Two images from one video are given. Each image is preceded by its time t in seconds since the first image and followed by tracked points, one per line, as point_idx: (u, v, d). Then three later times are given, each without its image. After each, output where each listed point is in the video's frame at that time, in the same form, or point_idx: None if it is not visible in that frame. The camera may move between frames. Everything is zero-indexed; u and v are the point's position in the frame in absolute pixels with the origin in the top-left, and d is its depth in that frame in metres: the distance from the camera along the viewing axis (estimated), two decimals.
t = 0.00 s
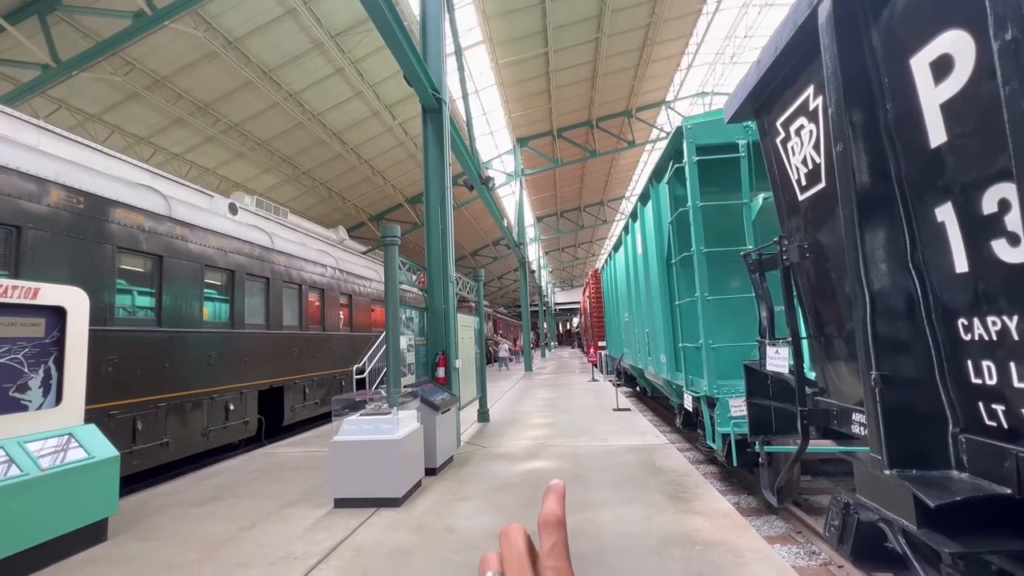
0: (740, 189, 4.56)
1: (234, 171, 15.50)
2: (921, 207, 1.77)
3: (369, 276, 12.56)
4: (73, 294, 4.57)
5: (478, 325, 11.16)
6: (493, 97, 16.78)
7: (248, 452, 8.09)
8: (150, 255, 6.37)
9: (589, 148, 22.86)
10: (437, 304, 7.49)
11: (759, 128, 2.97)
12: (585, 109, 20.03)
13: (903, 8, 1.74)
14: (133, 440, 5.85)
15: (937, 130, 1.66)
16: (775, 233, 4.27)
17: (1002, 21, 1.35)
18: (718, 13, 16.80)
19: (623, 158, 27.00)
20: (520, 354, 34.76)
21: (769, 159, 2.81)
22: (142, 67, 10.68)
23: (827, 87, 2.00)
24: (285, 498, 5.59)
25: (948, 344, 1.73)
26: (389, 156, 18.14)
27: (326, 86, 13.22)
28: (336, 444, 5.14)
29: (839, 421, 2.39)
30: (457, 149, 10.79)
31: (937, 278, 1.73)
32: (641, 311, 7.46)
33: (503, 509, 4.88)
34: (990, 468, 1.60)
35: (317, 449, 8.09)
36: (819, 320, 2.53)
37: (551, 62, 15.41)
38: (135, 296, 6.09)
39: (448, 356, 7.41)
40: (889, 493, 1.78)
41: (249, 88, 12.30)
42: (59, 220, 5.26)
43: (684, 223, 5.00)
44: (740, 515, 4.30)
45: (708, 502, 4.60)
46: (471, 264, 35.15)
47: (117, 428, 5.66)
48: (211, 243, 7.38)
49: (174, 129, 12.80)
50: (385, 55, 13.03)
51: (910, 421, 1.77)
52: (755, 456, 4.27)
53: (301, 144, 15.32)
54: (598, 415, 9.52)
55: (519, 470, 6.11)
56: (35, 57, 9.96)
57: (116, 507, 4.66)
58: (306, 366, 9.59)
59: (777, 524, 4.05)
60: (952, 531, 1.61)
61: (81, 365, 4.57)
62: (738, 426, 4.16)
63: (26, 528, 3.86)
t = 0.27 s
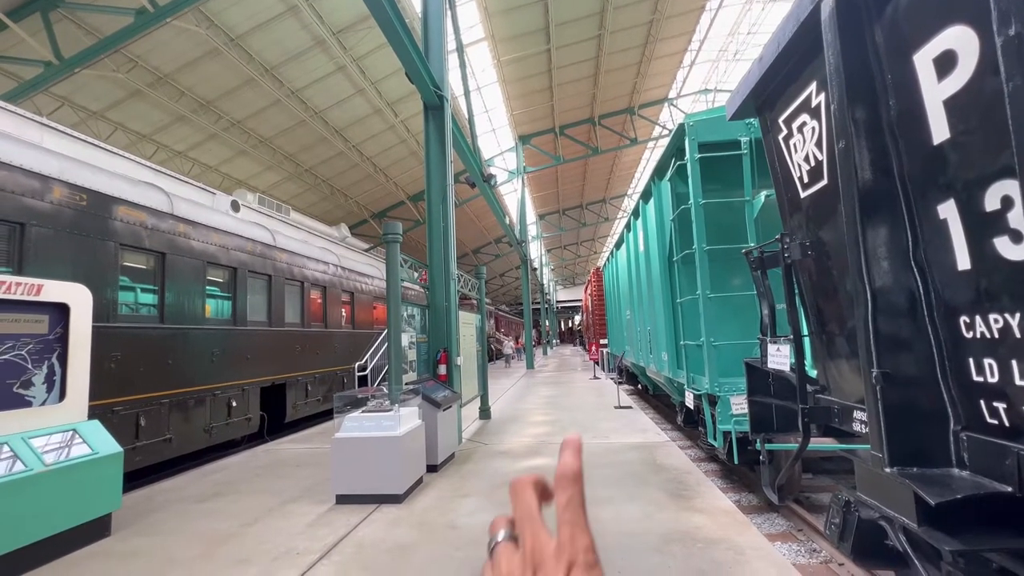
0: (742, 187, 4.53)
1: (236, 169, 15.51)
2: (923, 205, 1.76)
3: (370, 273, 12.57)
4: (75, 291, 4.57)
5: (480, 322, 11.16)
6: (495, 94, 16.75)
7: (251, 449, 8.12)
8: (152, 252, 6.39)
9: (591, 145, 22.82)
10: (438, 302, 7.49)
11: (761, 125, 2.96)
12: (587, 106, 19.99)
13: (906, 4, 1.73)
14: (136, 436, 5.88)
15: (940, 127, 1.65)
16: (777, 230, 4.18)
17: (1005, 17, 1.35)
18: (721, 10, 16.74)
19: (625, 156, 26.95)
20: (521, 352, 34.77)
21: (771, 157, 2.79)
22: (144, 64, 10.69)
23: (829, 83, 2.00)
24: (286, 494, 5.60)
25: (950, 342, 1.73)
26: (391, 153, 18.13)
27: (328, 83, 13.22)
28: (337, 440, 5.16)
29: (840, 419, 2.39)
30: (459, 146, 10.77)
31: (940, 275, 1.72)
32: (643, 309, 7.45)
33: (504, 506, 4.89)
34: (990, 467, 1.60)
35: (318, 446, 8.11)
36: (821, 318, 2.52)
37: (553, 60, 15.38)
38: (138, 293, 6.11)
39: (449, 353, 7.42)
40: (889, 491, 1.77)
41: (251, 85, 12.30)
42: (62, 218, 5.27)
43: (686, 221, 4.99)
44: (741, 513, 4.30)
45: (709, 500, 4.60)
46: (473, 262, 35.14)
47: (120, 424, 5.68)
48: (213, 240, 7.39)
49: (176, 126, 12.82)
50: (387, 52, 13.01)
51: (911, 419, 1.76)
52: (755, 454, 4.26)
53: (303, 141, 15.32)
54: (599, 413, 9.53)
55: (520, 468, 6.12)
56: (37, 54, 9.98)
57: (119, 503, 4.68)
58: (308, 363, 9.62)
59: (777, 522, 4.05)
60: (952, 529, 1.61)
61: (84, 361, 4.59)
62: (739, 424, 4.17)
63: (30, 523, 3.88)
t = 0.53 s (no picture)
0: (744, 184, 4.51)
1: (239, 167, 15.54)
2: (925, 202, 1.75)
3: (372, 271, 12.58)
4: (78, 288, 4.59)
5: (482, 320, 11.16)
6: (497, 91, 16.72)
7: (253, 445, 8.15)
8: (155, 249, 6.40)
9: (593, 143, 22.76)
10: (440, 300, 7.49)
11: (763, 122, 2.95)
12: (589, 104, 19.94)
13: None
14: (139, 432, 5.91)
15: (943, 124, 1.64)
16: (779, 228, 4.17)
17: (1009, 12, 1.34)
18: (725, 7, 16.66)
19: (628, 153, 26.89)
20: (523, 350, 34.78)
21: (773, 154, 2.78)
22: (147, 62, 10.70)
23: (832, 80, 1.99)
24: (288, 491, 5.62)
25: (951, 340, 1.72)
26: (393, 151, 18.12)
27: (330, 80, 13.21)
28: (339, 437, 5.17)
29: (841, 417, 2.39)
30: (461, 144, 10.76)
31: (941, 273, 1.71)
32: (644, 307, 7.45)
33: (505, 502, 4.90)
34: (991, 465, 1.60)
35: (320, 443, 8.13)
36: (822, 316, 2.52)
37: (555, 57, 15.34)
38: (141, 290, 6.14)
39: (451, 351, 7.43)
40: (889, 489, 1.77)
41: (253, 83, 12.30)
42: (66, 215, 5.29)
43: (687, 219, 4.97)
44: (742, 511, 4.30)
45: (709, 498, 4.60)
46: (475, 260, 35.15)
47: (123, 421, 5.71)
48: (216, 237, 7.41)
49: (179, 124, 12.84)
50: (389, 49, 13.00)
51: (912, 417, 1.76)
52: (756, 452, 4.26)
53: (305, 139, 15.33)
54: (601, 411, 9.53)
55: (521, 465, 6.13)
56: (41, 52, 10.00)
57: (122, 498, 4.70)
58: (311, 361, 9.64)
59: (779, 520, 4.04)
60: (952, 527, 1.61)
61: (87, 358, 4.61)
62: (740, 422, 4.17)
63: (34, 519, 3.90)
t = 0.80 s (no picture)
0: (746, 182, 4.50)
1: (241, 165, 15.56)
2: (926, 201, 1.74)
3: (374, 269, 12.60)
4: (81, 285, 4.60)
5: (483, 318, 11.17)
6: (499, 89, 16.70)
7: (255, 443, 8.18)
8: (157, 247, 6.42)
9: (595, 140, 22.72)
10: (441, 298, 7.49)
11: (765, 120, 2.94)
12: (592, 101, 19.89)
13: None
14: (142, 429, 5.93)
15: (945, 122, 1.63)
16: (781, 227, 4.17)
17: (1010, 9, 1.33)
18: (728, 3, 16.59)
19: (630, 151, 26.84)
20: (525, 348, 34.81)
21: (775, 152, 2.77)
22: (149, 60, 10.71)
23: (834, 78, 1.98)
24: (289, 488, 5.64)
25: (952, 339, 1.71)
26: (395, 149, 18.12)
27: (332, 78, 13.21)
28: (340, 434, 5.19)
29: (842, 416, 2.39)
30: (462, 142, 10.75)
31: (942, 272, 1.70)
32: (646, 305, 7.44)
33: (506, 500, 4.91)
34: (992, 465, 1.59)
35: (322, 440, 8.15)
36: (823, 315, 2.51)
37: (558, 54, 15.31)
38: (144, 288, 6.16)
39: (452, 349, 7.44)
40: (889, 488, 1.77)
41: (255, 81, 12.31)
42: (68, 213, 5.30)
43: (689, 217, 4.96)
44: (743, 510, 4.29)
45: (710, 496, 4.60)
46: (477, 257, 35.15)
47: (126, 418, 5.74)
48: (218, 235, 7.42)
49: (182, 122, 12.86)
50: (391, 47, 12.99)
51: (912, 416, 1.76)
52: (757, 451, 4.26)
53: (307, 137, 15.34)
54: (602, 409, 9.53)
55: (521, 463, 6.13)
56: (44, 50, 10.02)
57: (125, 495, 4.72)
58: (313, 358, 9.66)
59: (779, 519, 4.04)
60: (951, 526, 1.60)
61: (90, 356, 4.63)
62: (741, 420, 4.18)
63: (37, 516, 3.92)
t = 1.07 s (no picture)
0: (747, 180, 4.49)
1: (243, 163, 15.58)
2: (925, 200, 1.74)
3: (376, 267, 12.62)
4: (84, 284, 4.63)
5: (485, 316, 11.18)
6: (501, 87, 16.69)
7: (258, 441, 8.21)
8: (160, 245, 6.44)
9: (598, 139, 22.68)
10: (442, 296, 7.50)
11: (765, 119, 2.93)
12: (594, 99, 19.86)
13: None
14: (145, 427, 5.96)
15: (944, 121, 1.63)
16: (781, 225, 4.18)
17: (1008, 8, 1.33)
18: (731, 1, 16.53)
19: (632, 149, 26.79)
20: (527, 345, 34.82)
21: (775, 150, 2.77)
22: (152, 59, 10.74)
23: (833, 77, 1.97)
24: (291, 485, 5.67)
25: (949, 338, 1.71)
26: (397, 147, 18.13)
27: (334, 77, 13.21)
28: (341, 432, 5.21)
29: (841, 415, 2.39)
30: (464, 140, 10.75)
31: (940, 271, 1.70)
32: (647, 303, 7.44)
33: (506, 498, 4.92)
34: (989, 464, 1.59)
35: (324, 438, 8.18)
36: (823, 314, 2.51)
37: (559, 52, 15.28)
38: (147, 286, 6.19)
39: (453, 347, 7.46)
40: (887, 487, 1.78)
41: (257, 79, 12.33)
42: (71, 211, 5.33)
43: (690, 215, 4.96)
44: (743, 508, 4.29)
45: (710, 494, 4.61)
46: (479, 255, 35.16)
47: (129, 415, 5.77)
48: (220, 234, 7.45)
49: (184, 121, 12.89)
50: (392, 45, 12.98)
51: (909, 415, 1.76)
52: (757, 449, 4.26)
53: (310, 135, 15.36)
54: (604, 407, 9.54)
55: (522, 461, 6.15)
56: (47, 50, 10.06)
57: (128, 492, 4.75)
58: (315, 356, 9.69)
59: (779, 517, 4.04)
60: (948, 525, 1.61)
61: (94, 353, 4.66)
62: (741, 419, 4.17)
63: (41, 512, 3.95)
